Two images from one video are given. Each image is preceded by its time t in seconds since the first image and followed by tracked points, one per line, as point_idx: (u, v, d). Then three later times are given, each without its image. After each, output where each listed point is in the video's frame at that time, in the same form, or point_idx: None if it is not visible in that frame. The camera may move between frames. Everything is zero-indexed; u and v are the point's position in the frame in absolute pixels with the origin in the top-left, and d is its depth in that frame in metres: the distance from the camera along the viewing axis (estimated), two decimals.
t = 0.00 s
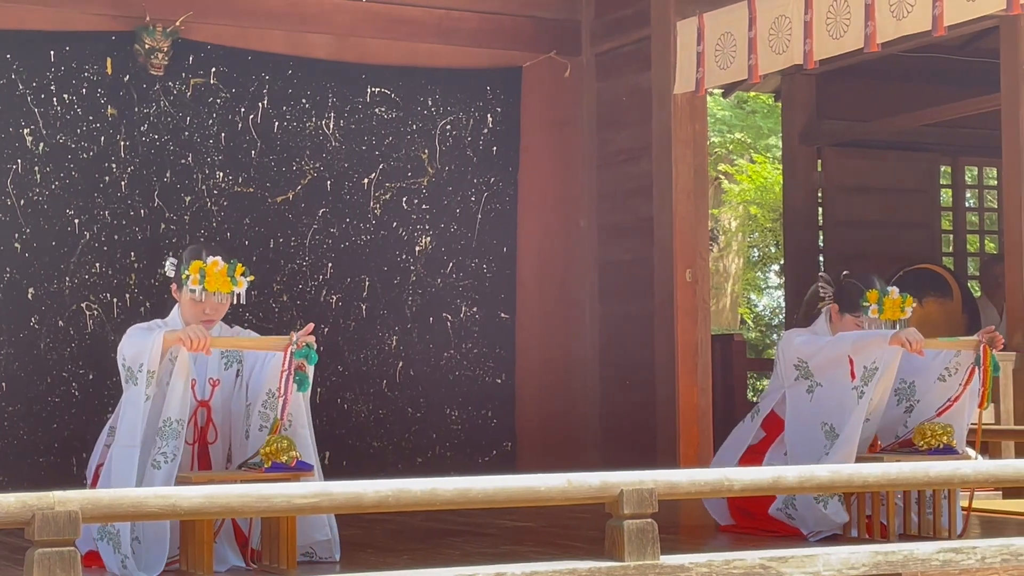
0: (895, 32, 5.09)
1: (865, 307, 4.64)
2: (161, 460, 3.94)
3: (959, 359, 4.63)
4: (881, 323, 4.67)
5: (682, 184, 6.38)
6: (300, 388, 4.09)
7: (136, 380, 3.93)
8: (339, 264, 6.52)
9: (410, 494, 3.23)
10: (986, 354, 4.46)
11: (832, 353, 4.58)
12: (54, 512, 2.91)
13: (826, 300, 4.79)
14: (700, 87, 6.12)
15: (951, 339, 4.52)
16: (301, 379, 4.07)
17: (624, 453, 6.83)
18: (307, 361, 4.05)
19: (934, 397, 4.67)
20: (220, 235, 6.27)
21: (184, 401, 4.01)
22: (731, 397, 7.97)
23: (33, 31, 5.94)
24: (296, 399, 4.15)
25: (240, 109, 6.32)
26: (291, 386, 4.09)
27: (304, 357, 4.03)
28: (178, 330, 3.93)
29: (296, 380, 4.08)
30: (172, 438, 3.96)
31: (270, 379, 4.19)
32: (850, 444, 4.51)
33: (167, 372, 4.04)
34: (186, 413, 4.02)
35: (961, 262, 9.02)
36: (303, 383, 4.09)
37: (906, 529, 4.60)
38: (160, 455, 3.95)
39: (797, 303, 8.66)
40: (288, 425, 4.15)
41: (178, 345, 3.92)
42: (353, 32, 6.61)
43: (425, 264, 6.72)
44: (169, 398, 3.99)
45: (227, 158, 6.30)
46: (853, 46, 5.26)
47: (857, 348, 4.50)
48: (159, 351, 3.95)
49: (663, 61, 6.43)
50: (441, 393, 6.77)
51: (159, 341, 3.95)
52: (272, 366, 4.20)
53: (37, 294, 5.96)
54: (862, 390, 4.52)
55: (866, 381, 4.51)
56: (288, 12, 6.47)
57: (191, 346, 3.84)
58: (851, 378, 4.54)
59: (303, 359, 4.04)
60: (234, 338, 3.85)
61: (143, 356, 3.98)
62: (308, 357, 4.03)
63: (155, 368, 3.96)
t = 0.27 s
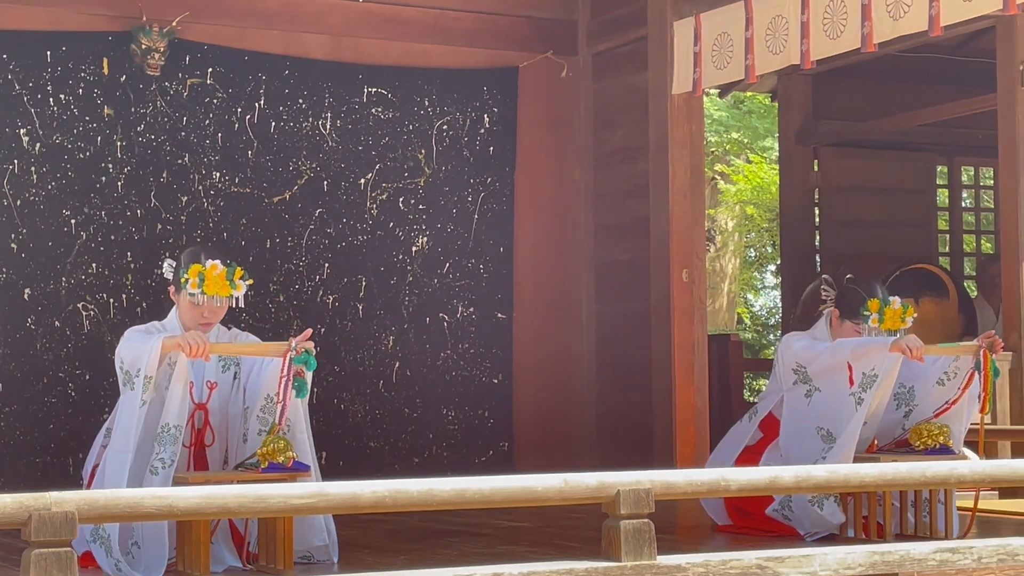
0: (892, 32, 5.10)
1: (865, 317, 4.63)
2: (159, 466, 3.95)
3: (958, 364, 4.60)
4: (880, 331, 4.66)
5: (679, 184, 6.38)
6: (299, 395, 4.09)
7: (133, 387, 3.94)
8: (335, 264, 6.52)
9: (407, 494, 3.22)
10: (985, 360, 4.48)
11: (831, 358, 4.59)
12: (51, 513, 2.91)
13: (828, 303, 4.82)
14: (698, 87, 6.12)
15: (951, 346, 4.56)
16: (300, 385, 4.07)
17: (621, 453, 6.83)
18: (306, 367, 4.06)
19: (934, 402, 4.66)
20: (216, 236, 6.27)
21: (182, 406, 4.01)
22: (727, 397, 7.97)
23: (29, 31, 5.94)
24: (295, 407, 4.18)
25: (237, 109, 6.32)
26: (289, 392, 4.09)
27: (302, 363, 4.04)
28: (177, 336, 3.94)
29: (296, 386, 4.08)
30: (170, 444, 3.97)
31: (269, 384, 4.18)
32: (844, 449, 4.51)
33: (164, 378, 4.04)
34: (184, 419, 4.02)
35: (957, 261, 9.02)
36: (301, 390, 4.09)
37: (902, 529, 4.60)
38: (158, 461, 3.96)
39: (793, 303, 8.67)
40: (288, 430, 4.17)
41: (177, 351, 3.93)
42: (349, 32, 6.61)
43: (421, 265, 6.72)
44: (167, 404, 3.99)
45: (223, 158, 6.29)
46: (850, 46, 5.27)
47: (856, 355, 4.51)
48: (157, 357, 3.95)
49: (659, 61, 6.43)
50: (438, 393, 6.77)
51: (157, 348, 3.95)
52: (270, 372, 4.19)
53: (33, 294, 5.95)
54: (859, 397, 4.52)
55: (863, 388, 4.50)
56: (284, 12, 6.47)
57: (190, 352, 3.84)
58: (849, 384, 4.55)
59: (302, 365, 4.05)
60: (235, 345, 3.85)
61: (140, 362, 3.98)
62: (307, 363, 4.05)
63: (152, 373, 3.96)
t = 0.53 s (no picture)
0: (889, 31, 5.10)
1: (863, 316, 4.61)
2: (156, 469, 3.97)
3: (957, 368, 4.62)
4: (880, 332, 4.64)
5: (677, 184, 6.39)
6: (296, 399, 4.09)
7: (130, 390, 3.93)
8: (333, 264, 6.52)
9: (404, 494, 3.23)
10: (984, 364, 4.48)
11: (830, 362, 4.59)
12: (48, 513, 2.91)
13: (828, 304, 4.82)
14: (695, 86, 6.12)
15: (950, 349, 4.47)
16: (298, 389, 4.07)
17: (619, 453, 6.84)
18: (304, 371, 4.06)
19: (933, 405, 4.67)
20: (214, 236, 6.27)
21: (179, 409, 4.02)
22: (725, 397, 7.97)
23: (27, 31, 5.94)
24: (293, 409, 4.17)
25: (234, 109, 6.32)
26: (289, 395, 4.10)
27: (301, 367, 4.04)
28: (176, 338, 3.94)
29: (295, 390, 4.08)
30: (168, 446, 3.98)
31: (266, 388, 4.17)
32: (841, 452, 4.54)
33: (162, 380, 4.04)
34: (182, 422, 4.03)
35: (955, 261, 9.02)
36: (299, 393, 4.08)
37: (900, 529, 4.60)
38: (155, 464, 3.98)
39: (791, 303, 8.67)
40: (286, 432, 4.17)
41: (175, 354, 3.93)
42: (347, 32, 6.61)
43: (419, 264, 6.72)
44: (165, 406, 3.99)
45: (221, 158, 6.29)
46: (847, 46, 5.27)
47: (855, 359, 4.51)
48: (155, 361, 3.94)
49: (657, 61, 6.43)
50: (435, 393, 6.77)
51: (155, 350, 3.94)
52: (269, 374, 4.18)
53: (31, 294, 5.95)
54: (857, 401, 4.53)
55: (862, 393, 4.52)
56: (282, 12, 6.47)
57: (188, 355, 3.85)
58: (848, 388, 4.56)
59: (299, 370, 4.04)
60: (234, 350, 3.85)
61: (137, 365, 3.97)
62: (304, 367, 4.04)
63: (151, 375, 3.96)
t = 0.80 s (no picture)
0: (889, 31, 5.09)
1: (863, 313, 4.61)
2: (156, 471, 3.96)
3: (957, 368, 4.62)
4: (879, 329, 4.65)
5: (676, 183, 6.39)
6: (296, 399, 4.08)
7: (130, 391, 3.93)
8: (333, 264, 6.52)
9: (403, 494, 3.22)
10: (983, 364, 4.47)
11: (830, 361, 4.60)
12: (48, 513, 2.91)
13: (828, 303, 4.81)
14: (695, 86, 6.12)
15: (949, 350, 4.47)
16: (298, 390, 4.06)
17: (618, 452, 6.84)
18: (304, 371, 4.05)
19: (933, 405, 4.67)
20: (214, 236, 6.27)
21: (179, 410, 4.01)
22: (725, 396, 7.98)
23: (27, 31, 5.94)
24: (293, 409, 4.17)
25: (234, 109, 6.32)
26: (289, 395, 4.09)
27: (301, 367, 4.03)
28: (176, 339, 3.93)
29: (295, 390, 4.07)
30: (167, 448, 3.98)
31: (266, 388, 4.16)
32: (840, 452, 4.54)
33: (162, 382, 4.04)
34: (182, 423, 4.02)
35: (955, 261, 9.02)
36: (299, 393, 4.07)
37: (900, 528, 4.60)
38: (155, 465, 3.97)
39: (790, 303, 8.67)
40: (286, 432, 4.17)
41: (175, 355, 3.92)
42: (346, 31, 6.61)
43: (419, 264, 6.72)
44: (165, 408, 3.99)
45: (221, 158, 6.30)
46: (846, 45, 5.27)
47: (855, 359, 4.52)
48: (154, 362, 3.94)
49: (656, 60, 6.43)
50: (435, 393, 6.77)
51: (154, 351, 3.93)
52: (269, 374, 4.17)
53: (30, 294, 5.95)
54: (857, 401, 4.53)
55: (861, 392, 4.52)
56: (281, 12, 6.47)
57: (187, 356, 3.85)
58: (848, 388, 4.56)
59: (299, 370, 4.04)
60: (232, 351, 3.84)
61: (137, 366, 3.97)
62: (304, 368, 4.03)
63: (150, 376, 3.96)
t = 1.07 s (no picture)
0: (890, 30, 5.08)
1: (863, 312, 4.60)
2: (158, 470, 3.97)
3: (957, 366, 4.63)
4: (879, 328, 4.64)
5: (677, 183, 6.38)
6: (296, 396, 4.11)
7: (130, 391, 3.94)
8: (334, 264, 6.52)
9: (404, 494, 3.22)
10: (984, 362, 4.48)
11: (830, 360, 4.59)
12: (50, 513, 2.91)
13: (827, 302, 4.81)
14: (696, 86, 6.12)
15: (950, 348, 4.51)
16: (298, 388, 4.09)
17: (619, 452, 6.84)
18: (304, 370, 4.06)
19: (934, 405, 4.67)
20: (215, 236, 6.27)
21: (179, 410, 4.02)
22: (726, 396, 7.98)
23: (28, 31, 5.94)
24: (294, 407, 4.19)
25: (235, 109, 6.32)
26: (289, 394, 4.12)
27: (302, 365, 4.04)
28: (176, 338, 3.94)
29: (295, 389, 4.09)
30: (168, 447, 3.99)
31: (267, 387, 4.18)
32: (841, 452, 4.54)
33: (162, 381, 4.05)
34: (182, 422, 4.04)
35: (956, 260, 9.01)
36: (299, 392, 4.10)
37: (901, 528, 4.60)
38: (157, 464, 3.98)
39: (791, 302, 8.67)
40: (287, 431, 4.19)
41: (175, 354, 3.93)
42: (347, 31, 6.61)
43: (420, 264, 6.72)
44: (166, 407, 4.00)
45: (222, 158, 6.30)
46: (848, 45, 5.27)
47: (855, 358, 4.51)
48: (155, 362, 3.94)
49: (657, 60, 6.43)
50: (436, 393, 6.77)
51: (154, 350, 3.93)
52: (270, 374, 4.19)
53: (32, 294, 5.95)
54: (857, 400, 4.53)
55: (862, 391, 4.52)
56: (282, 12, 6.47)
57: (188, 356, 3.84)
58: (848, 387, 4.56)
59: (299, 368, 4.04)
60: (233, 349, 3.84)
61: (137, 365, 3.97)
62: (304, 366, 4.04)
63: (151, 375, 3.96)
